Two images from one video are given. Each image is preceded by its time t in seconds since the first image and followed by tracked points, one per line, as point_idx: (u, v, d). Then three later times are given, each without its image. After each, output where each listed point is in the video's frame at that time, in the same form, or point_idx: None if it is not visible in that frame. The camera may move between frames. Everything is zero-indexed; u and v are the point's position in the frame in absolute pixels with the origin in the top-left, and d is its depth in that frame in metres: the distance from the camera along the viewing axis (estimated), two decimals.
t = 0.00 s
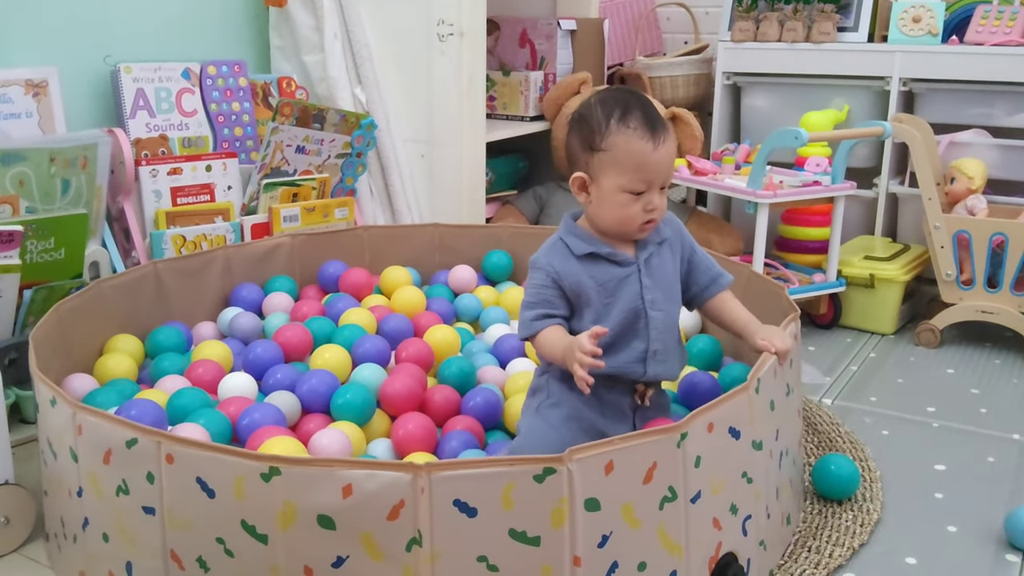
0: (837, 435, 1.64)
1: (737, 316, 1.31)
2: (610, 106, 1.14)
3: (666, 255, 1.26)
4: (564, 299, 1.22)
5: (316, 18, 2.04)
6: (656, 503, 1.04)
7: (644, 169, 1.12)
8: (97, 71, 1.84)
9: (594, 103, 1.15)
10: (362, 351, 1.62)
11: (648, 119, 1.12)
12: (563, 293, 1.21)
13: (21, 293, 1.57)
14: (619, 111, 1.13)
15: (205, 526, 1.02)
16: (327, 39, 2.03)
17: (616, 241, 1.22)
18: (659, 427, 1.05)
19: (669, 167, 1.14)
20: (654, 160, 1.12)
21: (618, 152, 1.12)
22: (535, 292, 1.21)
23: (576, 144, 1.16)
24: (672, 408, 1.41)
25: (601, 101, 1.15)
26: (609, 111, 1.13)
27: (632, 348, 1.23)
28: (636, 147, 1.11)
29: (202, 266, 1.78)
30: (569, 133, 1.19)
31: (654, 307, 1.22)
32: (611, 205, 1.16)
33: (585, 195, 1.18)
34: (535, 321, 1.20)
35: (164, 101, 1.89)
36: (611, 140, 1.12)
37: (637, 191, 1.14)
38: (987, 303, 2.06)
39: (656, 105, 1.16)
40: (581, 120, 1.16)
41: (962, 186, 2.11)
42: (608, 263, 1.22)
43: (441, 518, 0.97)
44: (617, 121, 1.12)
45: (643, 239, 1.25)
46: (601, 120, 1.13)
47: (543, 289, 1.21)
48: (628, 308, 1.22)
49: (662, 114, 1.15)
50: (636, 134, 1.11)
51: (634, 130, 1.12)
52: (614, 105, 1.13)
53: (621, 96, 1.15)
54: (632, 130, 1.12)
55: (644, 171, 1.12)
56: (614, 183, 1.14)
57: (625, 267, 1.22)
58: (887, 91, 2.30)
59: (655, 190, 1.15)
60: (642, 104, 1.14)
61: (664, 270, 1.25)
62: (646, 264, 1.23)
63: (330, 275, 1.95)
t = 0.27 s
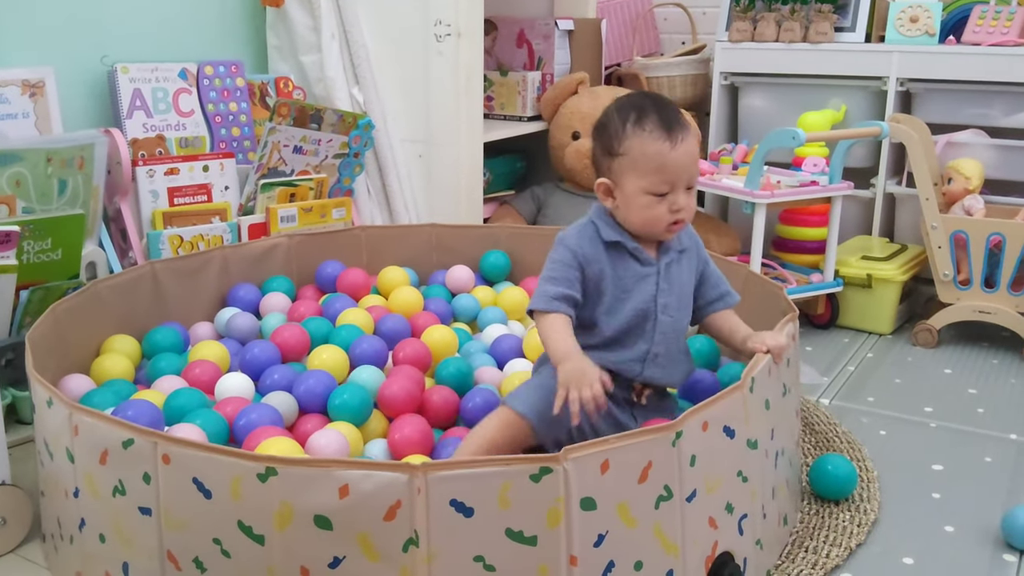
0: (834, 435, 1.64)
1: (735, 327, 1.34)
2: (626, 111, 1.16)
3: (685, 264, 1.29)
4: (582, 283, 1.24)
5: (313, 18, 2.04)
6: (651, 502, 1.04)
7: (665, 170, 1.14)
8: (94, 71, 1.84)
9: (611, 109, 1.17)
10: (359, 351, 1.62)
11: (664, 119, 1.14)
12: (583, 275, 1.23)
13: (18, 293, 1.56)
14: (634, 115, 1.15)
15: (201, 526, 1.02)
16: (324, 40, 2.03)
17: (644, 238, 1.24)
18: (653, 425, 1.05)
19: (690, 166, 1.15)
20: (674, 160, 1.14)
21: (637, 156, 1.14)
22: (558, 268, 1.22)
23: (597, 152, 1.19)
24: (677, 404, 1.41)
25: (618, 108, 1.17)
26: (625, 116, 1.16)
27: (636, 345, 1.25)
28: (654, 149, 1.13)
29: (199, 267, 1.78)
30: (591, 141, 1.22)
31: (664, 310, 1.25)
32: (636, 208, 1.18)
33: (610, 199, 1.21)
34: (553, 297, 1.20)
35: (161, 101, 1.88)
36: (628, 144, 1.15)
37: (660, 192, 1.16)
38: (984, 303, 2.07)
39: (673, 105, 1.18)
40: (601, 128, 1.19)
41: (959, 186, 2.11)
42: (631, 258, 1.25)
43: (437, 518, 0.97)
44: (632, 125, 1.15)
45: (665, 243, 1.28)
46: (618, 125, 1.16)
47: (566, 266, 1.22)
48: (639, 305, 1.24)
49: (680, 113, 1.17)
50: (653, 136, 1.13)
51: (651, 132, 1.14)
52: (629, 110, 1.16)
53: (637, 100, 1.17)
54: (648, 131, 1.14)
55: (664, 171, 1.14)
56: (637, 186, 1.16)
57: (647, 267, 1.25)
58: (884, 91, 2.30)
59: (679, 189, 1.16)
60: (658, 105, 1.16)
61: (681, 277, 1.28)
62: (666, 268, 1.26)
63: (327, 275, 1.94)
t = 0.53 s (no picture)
0: (832, 435, 1.64)
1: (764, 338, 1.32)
2: (642, 144, 1.15)
3: (707, 302, 1.27)
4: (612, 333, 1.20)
5: (311, 19, 2.04)
6: (647, 496, 1.04)
7: (686, 199, 1.13)
8: (91, 72, 1.84)
9: (626, 144, 1.17)
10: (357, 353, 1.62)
11: (681, 148, 1.13)
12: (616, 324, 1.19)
13: (15, 295, 1.56)
14: (651, 147, 1.14)
15: (198, 527, 1.02)
16: (322, 41, 2.03)
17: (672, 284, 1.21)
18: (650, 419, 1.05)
19: (710, 193, 1.14)
20: (694, 188, 1.13)
21: (657, 187, 1.13)
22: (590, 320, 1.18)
23: (615, 187, 1.18)
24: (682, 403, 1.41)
25: (633, 142, 1.16)
26: (642, 149, 1.15)
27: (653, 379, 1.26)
28: (674, 178, 1.12)
29: (197, 267, 1.78)
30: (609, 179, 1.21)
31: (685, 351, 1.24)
32: (660, 240, 1.15)
33: (633, 234, 1.18)
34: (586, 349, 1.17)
35: (158, 102, 1.88)
36: (647, 176, 1.13)
37: (682, 222, 1.14)
38: (981, 304, 2.07)
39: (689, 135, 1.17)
40: (617, 165, 1.17)
41: (957, 187, 2.12)
42: (658, 305, 1.21)
43: (434, 517, 0.97)
44: (649, 156, 1.14)
45: (691, 281, 1.25)
46: (635, 158, 1.15)
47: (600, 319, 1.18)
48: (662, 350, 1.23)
49: (695, 143, 1.16)
50: (671, 165, 1.12)
51: (669, 161, 1.13)
52: (645, 142, 1.15)
53: (652, 132, 1.16)
54: (666, 161, 1.13)
55: (684, 200, 1.13)
56: (660, 218, 1.14)
57: (672, 312, 1.22)
58: (881, 92, 2.31)
59: (701, 219, 1.15)
60: (673, 135, 1.15)
61: (703, 320, 1.26)
62: (690, 310, 1.24)
63: (325, 276, 1.94)
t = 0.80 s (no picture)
0: (830, 437, 1.64)
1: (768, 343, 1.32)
2: (621, 176, 1.11)
3: (699, 312, 1.25)
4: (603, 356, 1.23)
5: (308, 20, 2.03)
6: (648, 497, 1.05)
7: (639, 247, 1.10)
8: (89, 73, 1.84)
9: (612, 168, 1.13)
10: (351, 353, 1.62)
11: (648, 197, 1.08)
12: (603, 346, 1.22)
13: (12, 296, 1.56)
14: (624, 184, 1.10)
15: (196, 529, 1.01)
16: (320, 42, 2.03)
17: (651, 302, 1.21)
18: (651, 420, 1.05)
19: (671, 244, 1.10)
20: (650, 242, 1.09)
21: (615, 229, 1.11)
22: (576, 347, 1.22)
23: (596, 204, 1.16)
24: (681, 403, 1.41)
25: (618, 167, 1.12)
26: (617, 183, 1.11)
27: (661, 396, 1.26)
28: (630, 227, 1.09)
29: (195, 269, 1.78)
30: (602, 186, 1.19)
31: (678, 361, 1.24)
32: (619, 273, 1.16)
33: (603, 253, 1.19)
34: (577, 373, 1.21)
35: (156, 103, 1.88)
36: (610, 214, 1.11)
37: (634, 266, 1.12)
38: (978, 305, 2.07)
39: (675, 174, 1.10)
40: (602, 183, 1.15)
41: (954, 188, 2.12)
42: (643, 324, 1.22)
43: (433, 517, 0.97)
44: (619, 195, 1.10)
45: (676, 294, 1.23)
46: (610, 189, 1.12)
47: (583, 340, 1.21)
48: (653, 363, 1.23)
49: (676, 186, 1.09)
50: (630, 214, 1.09)
51: (631, 208, 1.09)
52: (623, 175, 1.11)
53: (637, 163, 1.11)
54: (628, 209, 1.09)
55: (638, 249, 1.11)
56: (619, 255, 1.13)
57: (657, 327, 1.22)
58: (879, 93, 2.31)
59: (658, 265, 1.12)
60: (652, 176, 1.09)
61: (694, 330, 1.25)
62: (676, 322, 1.22)
63: (323, 278, 1.94)
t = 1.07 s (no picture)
0: (827, 438, 1.64)
1: (766, 346, 1.32)
2: (639, 183, 1.10)
3: (707, 314, 1.26)
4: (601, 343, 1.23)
5: (307, 22, 2.04)
6: (644, 497, 1.05)
7: (660, 256, 1.10)
8: (87, 75, 1.84)
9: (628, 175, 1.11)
10: (349, 355, 1.62)
11: (670, 206, 1.08)
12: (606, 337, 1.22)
13: (10, 298, 1.56)
14: (644, 193, 1.09)
15: (194, 530, 1.01)
16: (318, 43, 2.03)
17: (663, 299, 1.21)
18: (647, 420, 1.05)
19: (690, 253, 1.10)
20: (671, 249, 1.10)
21: (636, 237, 1.11)
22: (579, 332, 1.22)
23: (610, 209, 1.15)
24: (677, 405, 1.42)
25: (633, 173, 1.11)
26: (636, 191, 1.10)
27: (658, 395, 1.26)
28: (651, 237, 1.09)
29: (192, 270, 1.78)
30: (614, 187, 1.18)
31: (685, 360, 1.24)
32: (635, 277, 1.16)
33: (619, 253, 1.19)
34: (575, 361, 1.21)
35: (154, 105, 1.88)
36: (630, 222, 1.10)
37: (655, 272, 1.13)
38: (975, 306, 2.07)
39: (693, 179, 1.10)
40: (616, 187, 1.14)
41: (951, 190, 2.12)
42: (649, 318, 1.22)
43: (430, 518, 0.97)
44: (638, 203, 1.09)
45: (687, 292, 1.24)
46: (627, 196, 1.11)
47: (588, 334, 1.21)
48: (659, 359, 1.24)
49: (696, 196, 1.09)
50: (652, 223, 1.08)
51: (652, 218, 1.08)
52: (640, 183, 1.10)
53: (654, 169, 1.10)
54: (649, 218, 1.09)
55: (660, 257, 1.11)
56: (636, 260, 1.13)
57: (666, 324, 1.22)
58: (876, 95, 2.32)
59: (677, 272, 1.12)
60: (672, 184, 1.08)
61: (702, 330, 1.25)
62: (686, 320, 1.23)
63: (321, 279, 1.95)
